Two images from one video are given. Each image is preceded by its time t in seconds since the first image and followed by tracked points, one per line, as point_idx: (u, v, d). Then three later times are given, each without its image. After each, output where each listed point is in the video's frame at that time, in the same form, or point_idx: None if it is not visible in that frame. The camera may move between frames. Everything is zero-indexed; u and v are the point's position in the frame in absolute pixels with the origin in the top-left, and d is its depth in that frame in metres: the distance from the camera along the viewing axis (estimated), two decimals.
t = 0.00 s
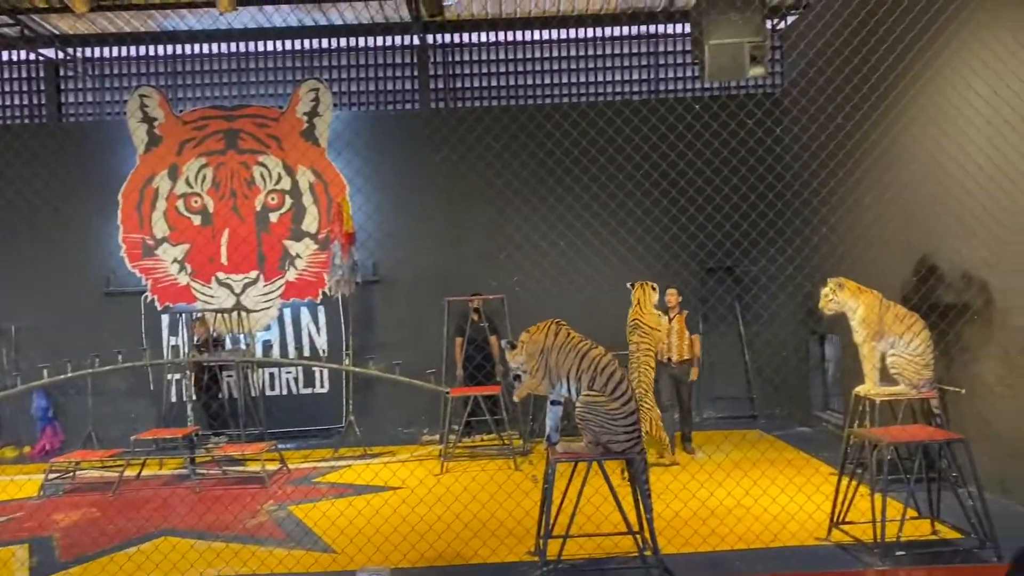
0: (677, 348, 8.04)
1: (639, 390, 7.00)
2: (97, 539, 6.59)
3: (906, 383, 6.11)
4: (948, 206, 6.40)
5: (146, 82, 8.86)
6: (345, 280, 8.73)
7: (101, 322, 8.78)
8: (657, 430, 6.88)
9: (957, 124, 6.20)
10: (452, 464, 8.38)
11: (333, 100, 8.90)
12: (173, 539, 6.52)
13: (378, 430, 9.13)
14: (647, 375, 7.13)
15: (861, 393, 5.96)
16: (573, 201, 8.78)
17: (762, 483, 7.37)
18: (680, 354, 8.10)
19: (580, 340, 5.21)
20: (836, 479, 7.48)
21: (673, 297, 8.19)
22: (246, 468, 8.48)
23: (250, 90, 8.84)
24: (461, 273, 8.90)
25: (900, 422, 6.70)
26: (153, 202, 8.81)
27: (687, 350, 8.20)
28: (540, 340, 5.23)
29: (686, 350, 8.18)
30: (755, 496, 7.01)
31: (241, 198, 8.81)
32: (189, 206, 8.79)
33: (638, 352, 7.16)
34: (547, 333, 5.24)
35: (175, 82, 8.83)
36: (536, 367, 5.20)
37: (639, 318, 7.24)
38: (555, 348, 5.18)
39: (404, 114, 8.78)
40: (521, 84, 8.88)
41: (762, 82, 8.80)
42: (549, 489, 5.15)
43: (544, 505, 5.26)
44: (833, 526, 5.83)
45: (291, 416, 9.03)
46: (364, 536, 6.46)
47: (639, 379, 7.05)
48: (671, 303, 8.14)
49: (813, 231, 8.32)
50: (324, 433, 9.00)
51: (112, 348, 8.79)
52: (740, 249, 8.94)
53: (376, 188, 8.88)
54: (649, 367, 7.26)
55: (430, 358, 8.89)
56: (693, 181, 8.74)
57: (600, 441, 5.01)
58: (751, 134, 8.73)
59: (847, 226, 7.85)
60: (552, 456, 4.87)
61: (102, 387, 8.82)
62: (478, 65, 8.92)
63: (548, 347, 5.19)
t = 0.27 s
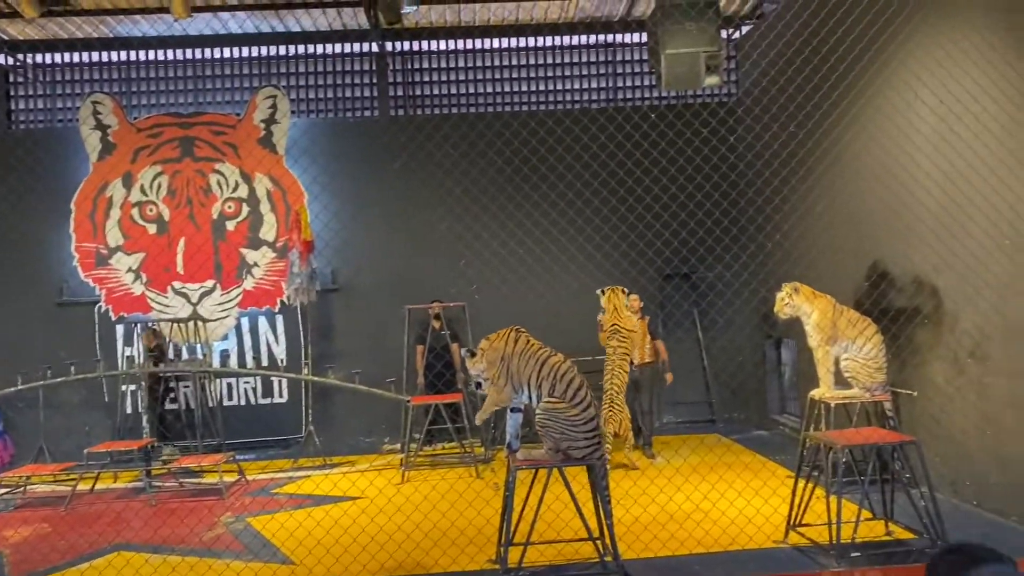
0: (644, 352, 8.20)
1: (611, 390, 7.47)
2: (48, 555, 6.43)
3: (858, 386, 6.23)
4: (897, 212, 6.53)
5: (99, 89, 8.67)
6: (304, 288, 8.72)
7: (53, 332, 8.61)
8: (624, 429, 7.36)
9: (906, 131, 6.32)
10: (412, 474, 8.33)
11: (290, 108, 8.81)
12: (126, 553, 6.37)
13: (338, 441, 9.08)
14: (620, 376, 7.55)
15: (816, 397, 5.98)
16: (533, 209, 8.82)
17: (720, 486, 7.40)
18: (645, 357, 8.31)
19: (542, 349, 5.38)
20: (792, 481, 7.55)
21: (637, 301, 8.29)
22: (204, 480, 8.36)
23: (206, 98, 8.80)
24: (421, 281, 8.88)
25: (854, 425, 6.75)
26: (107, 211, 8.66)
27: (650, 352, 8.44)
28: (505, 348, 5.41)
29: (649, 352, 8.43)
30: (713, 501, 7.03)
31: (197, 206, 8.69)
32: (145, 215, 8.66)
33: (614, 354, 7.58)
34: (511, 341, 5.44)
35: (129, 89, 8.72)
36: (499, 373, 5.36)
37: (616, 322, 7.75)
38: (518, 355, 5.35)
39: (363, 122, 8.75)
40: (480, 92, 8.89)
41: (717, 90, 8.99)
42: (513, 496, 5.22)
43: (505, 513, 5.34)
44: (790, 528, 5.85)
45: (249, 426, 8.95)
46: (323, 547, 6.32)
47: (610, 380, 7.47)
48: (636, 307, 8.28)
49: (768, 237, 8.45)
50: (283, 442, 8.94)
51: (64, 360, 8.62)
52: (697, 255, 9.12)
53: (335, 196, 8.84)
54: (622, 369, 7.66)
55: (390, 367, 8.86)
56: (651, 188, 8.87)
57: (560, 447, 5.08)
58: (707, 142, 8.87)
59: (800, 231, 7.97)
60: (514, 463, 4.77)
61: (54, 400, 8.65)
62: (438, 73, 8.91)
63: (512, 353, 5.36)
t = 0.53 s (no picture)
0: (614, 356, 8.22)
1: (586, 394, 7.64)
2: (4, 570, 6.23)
3: (822, 389, 6.27)
4: (856, 216, 6.61)
5: (57, 94, 8.54)
6: (268, 297, 8.46)
7: (10, 343, 8.43)
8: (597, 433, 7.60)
9: (866, 135, 6.37)
10: (378, 482, 8.26)
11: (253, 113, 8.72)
12: (83, 567, 6.17)
13: (303, 449, 9.03)
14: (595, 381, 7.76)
15: (781, 401, 5.96)
16: (498, 214, 8.83)
17: (687, 490, 7.41)
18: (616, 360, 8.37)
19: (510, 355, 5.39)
20: (757, 484, 7.58)
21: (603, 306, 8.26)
22: (166, 492, 8.20)
23: (168, 102, 8.66)
24: (387, 287, 8.83)
25: (817, 427, 6.78)
26: (65, 219, 8.50)
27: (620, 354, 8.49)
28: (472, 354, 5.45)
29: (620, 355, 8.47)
30: (678, 504, 7.04)
31: (158, 213, 8.55)
32: (105, 222, 8.51)
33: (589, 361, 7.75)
34: (479, 347, 5.48)
35: (88, 93, 8.59)
36: (468, 378, 5.40)
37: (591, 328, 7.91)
38: (486, 360, 5.38)
39: (328, 127, 8.65)
40: (445, 97, 8.90)
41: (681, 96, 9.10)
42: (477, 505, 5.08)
43: (471, 521, 5.19)
44: (756, 531, 5.85)
45: (213, 435, 8.88)
46: (288, 558, 6.15)
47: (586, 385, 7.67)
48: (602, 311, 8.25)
49: (732, 241, 8.53)
50: (248, 451, 8.88)
51: (22, 371, 8.44)
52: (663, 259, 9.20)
53: (300, 202, 8.75)
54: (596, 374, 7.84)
55: (356, 374, 8.80)
56: (616, 193, 8.86)
57: (527, 455, 5.01)
58: (670, 147, 8.95)
59: (764, 234, 8.03)
60: (480, 471, 4.65)
61: (11, 412, 8.47)
62: (402, 78, 8.90)
63: (479, 359, 5.40)
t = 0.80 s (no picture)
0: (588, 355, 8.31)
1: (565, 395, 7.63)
2: None
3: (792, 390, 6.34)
4: (822, 220, 6.71)
5: (22, 98, 8.46)
6: (238, 302, 8.60)
7: None
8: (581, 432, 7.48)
9: (831, 139, 6.46)
10: (350, 488, 8.22)
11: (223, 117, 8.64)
12: None
13: (274, 456, 8.97)
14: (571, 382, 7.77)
15: (752, 402, 6.01)
16: (470, 219, 8.86)
17: (660, 491, 7.45)
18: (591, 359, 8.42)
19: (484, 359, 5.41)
20: (729, 485, 7.65)
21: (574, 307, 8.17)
22: (135, 500, 8.08)
23: (136, 106, 8.54)
24: (359, 292, 8.80)
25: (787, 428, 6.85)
26: (30, 224, 8.38)
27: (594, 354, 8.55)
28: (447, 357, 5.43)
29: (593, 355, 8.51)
30: (651, 506, 7.06)
31: (126, 218, 8.46)
32: (71, 227, 8.39)
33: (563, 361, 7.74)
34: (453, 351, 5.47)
35: (54, 97, 8.45)
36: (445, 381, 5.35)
37: (563, 329, 7.97)
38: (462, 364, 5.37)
39: (298, 132, 8.63)
40: (417, 101, 8.92)
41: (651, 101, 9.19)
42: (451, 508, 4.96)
43: (444, 527, 5.07)
44: (728, 531, 5.88)
45: (183, 443, 8.81)
46: (259, 564, 6.08)
47: (564, 386, 7.66)
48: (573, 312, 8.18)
49: (703, 244, 8.62)
50: (218, 458, 8.80)
51: None
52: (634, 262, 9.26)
53: (271, 206, 8.70)
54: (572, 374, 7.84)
55: (328, 379, 8.77)
56: (587, 196, 8.92)
57: (499, 458, 5.05)
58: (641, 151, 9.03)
59: (735, 237, 8.10)
60: (452, 475, 4.56)
61: None
62: (374, 82, 8.89)
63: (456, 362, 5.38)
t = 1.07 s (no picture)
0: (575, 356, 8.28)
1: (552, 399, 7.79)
2: None
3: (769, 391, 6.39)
4: (795, 222, 6.78)
5: None
6: (214, 306, 8.55)
7: None
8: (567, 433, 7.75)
9: (803, 142, 6.54)
10: (328, 493, 8.18)
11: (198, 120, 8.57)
12: None
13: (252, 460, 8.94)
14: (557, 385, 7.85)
15: (729, 402, 5.95)
16: (448, 222, 8.87)
17: (638, 493, 7.47)
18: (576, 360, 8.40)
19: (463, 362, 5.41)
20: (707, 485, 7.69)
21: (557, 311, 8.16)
22: (110, 507, 7.98)
23: (110, 108, 8.49)
24: (338, 295, 8.76)
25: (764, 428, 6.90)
26: (3, 228, 8.27)
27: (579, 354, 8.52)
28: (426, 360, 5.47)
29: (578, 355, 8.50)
30: (630, 508, 7.07)
31: (100, 222, 8.38)
32: (44, 230, 8.28)
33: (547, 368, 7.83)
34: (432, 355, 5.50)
35: (26, 100, 8.39)
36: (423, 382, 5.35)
37: (547, 334, 7.98)
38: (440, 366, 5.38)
39: (274, 135, 8.59)
40: (394, 103, 8.91)
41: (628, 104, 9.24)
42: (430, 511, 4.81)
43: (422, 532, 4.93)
44: (706, 533, 5.90)
45: (159, 448, 8.74)
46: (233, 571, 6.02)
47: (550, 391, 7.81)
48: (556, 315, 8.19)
49: (680, 245, 8.67)
50: (196, 464, 8.75)
51: None
52: (612, 264, 9.30)
53: (248, 209, 8.65)
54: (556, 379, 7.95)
55: (305, 383, 8.73)
56: (565, 198, 8.95)
57: (477, 462, 5.00)
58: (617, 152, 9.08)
59: (712, 238, 8.14)
60: (430, 479, 4.45)
61: None
62: (351, 84, 8.88)
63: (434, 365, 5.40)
